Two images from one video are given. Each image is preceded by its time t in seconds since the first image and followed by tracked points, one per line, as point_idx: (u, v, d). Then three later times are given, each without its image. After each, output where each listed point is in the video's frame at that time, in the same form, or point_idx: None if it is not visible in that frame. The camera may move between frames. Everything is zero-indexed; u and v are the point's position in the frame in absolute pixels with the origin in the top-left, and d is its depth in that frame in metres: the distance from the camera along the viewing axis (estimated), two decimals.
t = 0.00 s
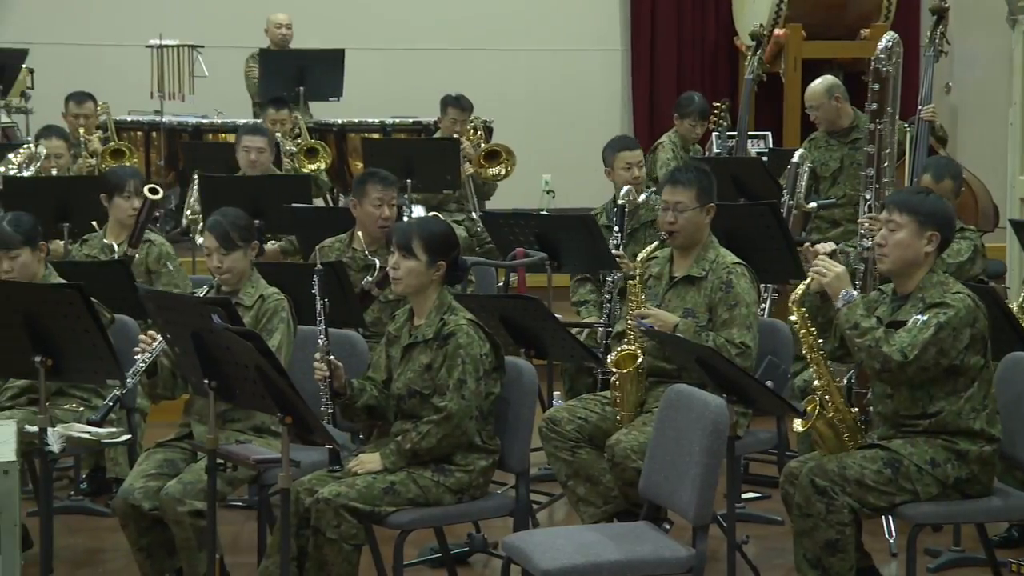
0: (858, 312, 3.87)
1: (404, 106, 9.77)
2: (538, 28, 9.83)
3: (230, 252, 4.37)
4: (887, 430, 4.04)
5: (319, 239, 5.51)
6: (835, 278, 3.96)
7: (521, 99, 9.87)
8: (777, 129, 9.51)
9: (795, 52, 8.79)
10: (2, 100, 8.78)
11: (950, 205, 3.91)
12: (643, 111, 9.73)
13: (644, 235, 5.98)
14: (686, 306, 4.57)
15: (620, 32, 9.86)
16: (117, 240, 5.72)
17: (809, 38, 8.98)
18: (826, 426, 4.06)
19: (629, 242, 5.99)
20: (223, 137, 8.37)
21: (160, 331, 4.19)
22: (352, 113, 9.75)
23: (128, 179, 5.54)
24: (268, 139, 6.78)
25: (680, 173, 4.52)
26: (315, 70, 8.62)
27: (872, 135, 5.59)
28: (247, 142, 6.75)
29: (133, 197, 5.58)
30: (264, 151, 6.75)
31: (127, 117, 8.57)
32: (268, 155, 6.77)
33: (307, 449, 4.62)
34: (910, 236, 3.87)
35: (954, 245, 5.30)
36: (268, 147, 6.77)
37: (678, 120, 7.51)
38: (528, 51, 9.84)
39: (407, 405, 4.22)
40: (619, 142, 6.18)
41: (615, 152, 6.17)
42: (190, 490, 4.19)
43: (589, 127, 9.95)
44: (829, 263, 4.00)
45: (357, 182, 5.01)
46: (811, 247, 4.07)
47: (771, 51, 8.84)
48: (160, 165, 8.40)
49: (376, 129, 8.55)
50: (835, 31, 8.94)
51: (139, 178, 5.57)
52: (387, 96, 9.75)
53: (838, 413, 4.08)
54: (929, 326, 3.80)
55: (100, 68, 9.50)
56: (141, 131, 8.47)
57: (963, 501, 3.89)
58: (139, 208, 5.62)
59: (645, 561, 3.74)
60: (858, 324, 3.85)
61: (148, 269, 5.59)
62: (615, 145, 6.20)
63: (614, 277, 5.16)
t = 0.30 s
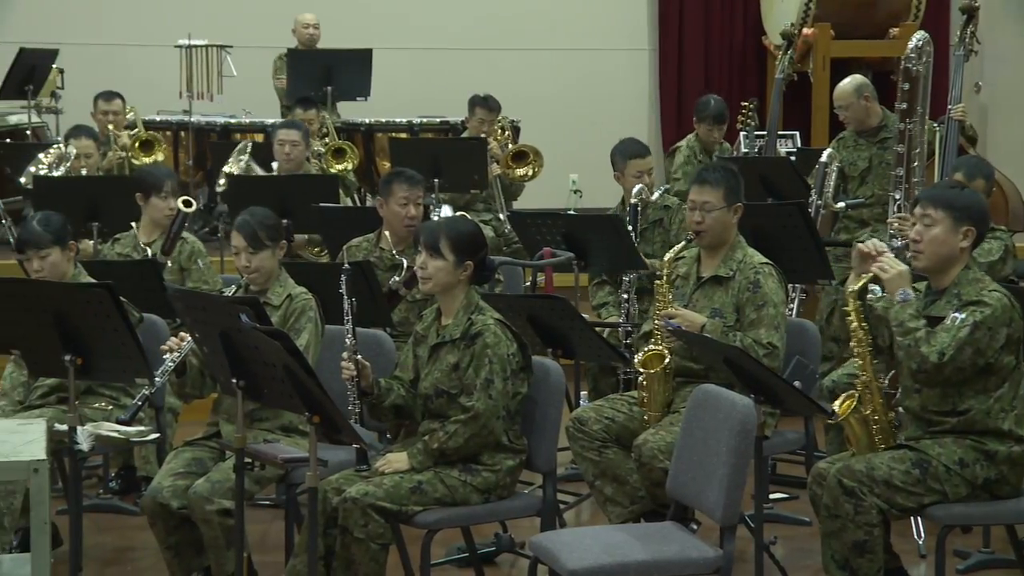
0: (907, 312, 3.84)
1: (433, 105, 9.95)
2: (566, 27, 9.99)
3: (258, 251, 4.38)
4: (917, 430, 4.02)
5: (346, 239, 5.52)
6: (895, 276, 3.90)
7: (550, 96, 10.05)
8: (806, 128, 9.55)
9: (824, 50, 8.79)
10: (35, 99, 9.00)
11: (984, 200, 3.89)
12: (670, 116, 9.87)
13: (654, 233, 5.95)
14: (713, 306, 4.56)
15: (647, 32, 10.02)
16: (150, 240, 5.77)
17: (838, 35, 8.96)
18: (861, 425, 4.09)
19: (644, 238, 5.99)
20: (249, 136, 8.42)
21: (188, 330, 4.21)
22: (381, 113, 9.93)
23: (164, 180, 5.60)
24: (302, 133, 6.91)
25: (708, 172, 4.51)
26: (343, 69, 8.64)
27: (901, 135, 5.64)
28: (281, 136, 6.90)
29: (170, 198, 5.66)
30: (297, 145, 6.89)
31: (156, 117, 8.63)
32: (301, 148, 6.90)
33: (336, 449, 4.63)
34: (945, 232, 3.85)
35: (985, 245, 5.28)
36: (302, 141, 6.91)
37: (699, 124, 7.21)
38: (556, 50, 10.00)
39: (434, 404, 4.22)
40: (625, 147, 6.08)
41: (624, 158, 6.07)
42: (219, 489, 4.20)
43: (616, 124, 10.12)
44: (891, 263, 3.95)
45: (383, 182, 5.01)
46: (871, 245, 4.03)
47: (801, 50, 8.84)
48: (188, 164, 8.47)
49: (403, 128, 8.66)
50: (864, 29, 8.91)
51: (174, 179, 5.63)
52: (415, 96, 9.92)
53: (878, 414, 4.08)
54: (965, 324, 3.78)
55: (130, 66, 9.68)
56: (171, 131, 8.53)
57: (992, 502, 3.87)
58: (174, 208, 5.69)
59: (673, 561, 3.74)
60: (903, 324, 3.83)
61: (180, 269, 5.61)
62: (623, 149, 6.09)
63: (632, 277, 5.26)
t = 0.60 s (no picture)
0: (947, 316, 3.82)
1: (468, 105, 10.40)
2: (595, 29, 10.40)
3: (286, 251, 4.39)
4: (948, 432, 4.00)
5: (374, 238, 5.54)
6: (941, 277, 3.88)
7: (581, 95, 10.48)
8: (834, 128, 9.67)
9: (852, 49, 8.80)
10: (64, 100, 9.33)
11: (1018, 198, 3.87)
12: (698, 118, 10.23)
13: (673, 233, 5.93)
14: (740, 306, 4.55)
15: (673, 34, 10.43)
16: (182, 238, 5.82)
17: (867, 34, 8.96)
18: (892, 425, 4.06)
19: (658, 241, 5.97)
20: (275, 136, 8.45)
21: (217, 330, 4.23)
22: (408, 113, 10.33)
23: (195, 180, 5.64)
24: (332, 133, 7.06)
25: (736, 172, 4.50)
26: (370, 70, 8.69)
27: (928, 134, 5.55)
28: (312, 135, 7.06)
29: (203, 196, 5.68)
30: (326, 144, 7.03)
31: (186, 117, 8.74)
32: (330, 147, 7.05)
33: (363, 448, 4.64)
34: (981, 233, 3.83)
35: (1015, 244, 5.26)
36: (331, 141, 7.06)
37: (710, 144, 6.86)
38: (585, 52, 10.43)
39: (462, 404, 4.22)
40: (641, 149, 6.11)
41: (644, 158, 6.09)
42: (247, 488, 4.21)
43: (644, 123, 10.55)
44: (938, 263, 3.92)
45: (408, 182, 5.02)
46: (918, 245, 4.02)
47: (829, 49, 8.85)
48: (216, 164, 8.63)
49: (431, 128, 8.80)
50: (893, 28, 8.89)
51: (206, 178, 5.67)
52: (452, 92, 10.38)
53: (909, 413, 4.07)
54: (1001, 325, 3.76)
55: (160, 69, 10.14)
56: (199, 131, 8.69)
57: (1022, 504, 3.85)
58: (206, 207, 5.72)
59: (700, 562, 3.73)
60: (942, 327, 3.82)
61: (208, 267, 5.60)
62: (643, 149, 6.10)
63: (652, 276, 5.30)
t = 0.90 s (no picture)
0: (976, 316, 3.83)
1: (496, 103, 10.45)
2: (622, 27, 10.47)
3: (313, 251, 4.40)
4: (977, 433, 3.98)
5: (401, 238, 5.55)
6: (969, 277, 3.90)
7: (608, 93, 10.54)
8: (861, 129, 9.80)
9: (880, 49, 8.76)
10: (92, 100, 9.38)
11: None
12: (725, 119, 10.34)
13: (704, 233, 5.85)
14: (768, 306, 4.53)
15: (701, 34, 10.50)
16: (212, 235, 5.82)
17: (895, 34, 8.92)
18: (920, 425, 4.03)
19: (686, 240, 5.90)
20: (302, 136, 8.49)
21: (244, 329, 4.24)
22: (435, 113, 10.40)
23: (226, 177, 5.70)
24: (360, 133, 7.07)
25: (763, 172, 4.49)
26: (395, 70, 8.72)
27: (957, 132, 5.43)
28: (340, 135, 7.09)
29: (233, 193, 5.71)
30: (355, 144, 7.06)
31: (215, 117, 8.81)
32: (358, 147, 7.05)
33: (389, 448, 4.64)
34: None
35: None
36: (360, 141, 7.07)
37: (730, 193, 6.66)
38: (613, 51, 10.49)
39: (488, 404, 4.22)
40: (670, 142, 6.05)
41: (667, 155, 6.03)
42: (273, 488, 4.21)
43: (670, 122, 10.62)
44: (966, 263, 3.93)
45: (433, 181, 5.02)
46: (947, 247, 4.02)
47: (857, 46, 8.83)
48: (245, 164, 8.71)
49: (458, 128, 8.82)
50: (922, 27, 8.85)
51: (237, 176, 5.73)
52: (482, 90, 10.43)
53: (937, 414, 4.03)
54: None
55: (187, 68, 10.18)
56: (227, 131, 8.75)
57: None
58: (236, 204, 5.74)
59: (726, 563, 3.72)
60: (972, 328, 3.82)
61: (238, 267, 5.62)
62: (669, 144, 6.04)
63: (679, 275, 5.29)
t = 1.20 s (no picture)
0: (1003, 318, 3.86)
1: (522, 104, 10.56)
2: (649, 27, 10.53)
3: (341, 250, 4.41)
4: (1005, 434, 3.96)
5: (428, 238, 5.56)
6: (993, 278, 3.92)
7: (636, 92, 10.59)
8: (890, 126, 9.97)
9: (909, 48, 8.66)
10: (121, 100, 9.45)
11: None
12: (753, 117, 10.32)
13: (742, 234, 5.86)
14: (794, 306, 4.49)
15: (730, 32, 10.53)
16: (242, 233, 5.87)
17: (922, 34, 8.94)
18: (948, 425, 4.01)
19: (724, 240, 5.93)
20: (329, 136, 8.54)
21: (272, 328, 4.25)
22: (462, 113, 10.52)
23: (255, 175, 5.67)
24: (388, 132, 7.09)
25: (792, 167, 4.49)
26: (422, 70, 8.74)
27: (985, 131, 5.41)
28: (368, 135, 7.12)
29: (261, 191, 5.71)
30: (383, 144, 7.09)
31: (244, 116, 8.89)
32: (386, 147, 7.09)
33: (416, 447, 4.64)
34: None
35: None
36: (387, 140, 7.10)
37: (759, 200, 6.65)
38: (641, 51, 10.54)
39: (515, 403, 4.22)
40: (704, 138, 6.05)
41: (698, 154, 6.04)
42: (300, 487, 4.22)
43: (698, 122, 10.65)
44: (989, 264, 3.94)
45: (458, 180, 5.03)
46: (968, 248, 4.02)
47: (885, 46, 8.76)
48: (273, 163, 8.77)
49: (485, 127, 8.83)
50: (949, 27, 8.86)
51: (266, 174, 5.71)
52: (509, 91, 10.53)
53: (965, 415, 4.01)
54: None
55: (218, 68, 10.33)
56: (255, 131, 8.82)
57: None
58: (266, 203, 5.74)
59: (754, 563, 3.71)
60: (999, 330, 3.85)
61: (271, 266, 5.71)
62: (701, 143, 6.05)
63: (709, 275, 5.28)
